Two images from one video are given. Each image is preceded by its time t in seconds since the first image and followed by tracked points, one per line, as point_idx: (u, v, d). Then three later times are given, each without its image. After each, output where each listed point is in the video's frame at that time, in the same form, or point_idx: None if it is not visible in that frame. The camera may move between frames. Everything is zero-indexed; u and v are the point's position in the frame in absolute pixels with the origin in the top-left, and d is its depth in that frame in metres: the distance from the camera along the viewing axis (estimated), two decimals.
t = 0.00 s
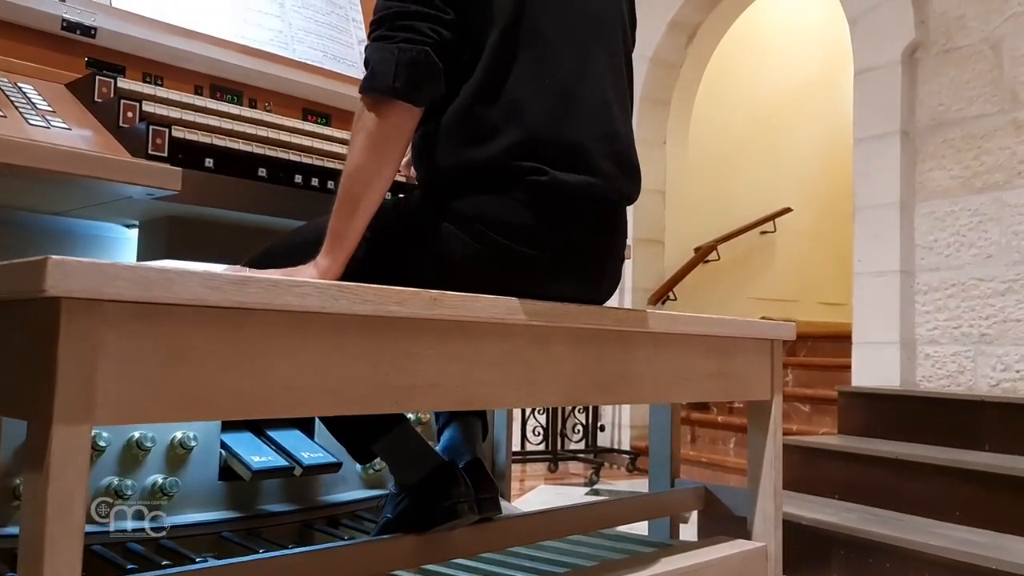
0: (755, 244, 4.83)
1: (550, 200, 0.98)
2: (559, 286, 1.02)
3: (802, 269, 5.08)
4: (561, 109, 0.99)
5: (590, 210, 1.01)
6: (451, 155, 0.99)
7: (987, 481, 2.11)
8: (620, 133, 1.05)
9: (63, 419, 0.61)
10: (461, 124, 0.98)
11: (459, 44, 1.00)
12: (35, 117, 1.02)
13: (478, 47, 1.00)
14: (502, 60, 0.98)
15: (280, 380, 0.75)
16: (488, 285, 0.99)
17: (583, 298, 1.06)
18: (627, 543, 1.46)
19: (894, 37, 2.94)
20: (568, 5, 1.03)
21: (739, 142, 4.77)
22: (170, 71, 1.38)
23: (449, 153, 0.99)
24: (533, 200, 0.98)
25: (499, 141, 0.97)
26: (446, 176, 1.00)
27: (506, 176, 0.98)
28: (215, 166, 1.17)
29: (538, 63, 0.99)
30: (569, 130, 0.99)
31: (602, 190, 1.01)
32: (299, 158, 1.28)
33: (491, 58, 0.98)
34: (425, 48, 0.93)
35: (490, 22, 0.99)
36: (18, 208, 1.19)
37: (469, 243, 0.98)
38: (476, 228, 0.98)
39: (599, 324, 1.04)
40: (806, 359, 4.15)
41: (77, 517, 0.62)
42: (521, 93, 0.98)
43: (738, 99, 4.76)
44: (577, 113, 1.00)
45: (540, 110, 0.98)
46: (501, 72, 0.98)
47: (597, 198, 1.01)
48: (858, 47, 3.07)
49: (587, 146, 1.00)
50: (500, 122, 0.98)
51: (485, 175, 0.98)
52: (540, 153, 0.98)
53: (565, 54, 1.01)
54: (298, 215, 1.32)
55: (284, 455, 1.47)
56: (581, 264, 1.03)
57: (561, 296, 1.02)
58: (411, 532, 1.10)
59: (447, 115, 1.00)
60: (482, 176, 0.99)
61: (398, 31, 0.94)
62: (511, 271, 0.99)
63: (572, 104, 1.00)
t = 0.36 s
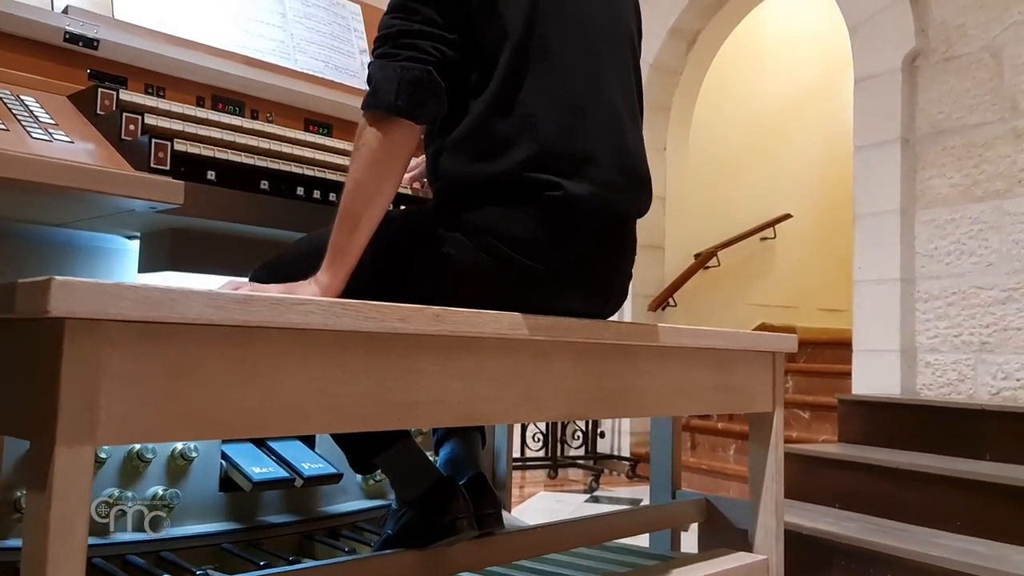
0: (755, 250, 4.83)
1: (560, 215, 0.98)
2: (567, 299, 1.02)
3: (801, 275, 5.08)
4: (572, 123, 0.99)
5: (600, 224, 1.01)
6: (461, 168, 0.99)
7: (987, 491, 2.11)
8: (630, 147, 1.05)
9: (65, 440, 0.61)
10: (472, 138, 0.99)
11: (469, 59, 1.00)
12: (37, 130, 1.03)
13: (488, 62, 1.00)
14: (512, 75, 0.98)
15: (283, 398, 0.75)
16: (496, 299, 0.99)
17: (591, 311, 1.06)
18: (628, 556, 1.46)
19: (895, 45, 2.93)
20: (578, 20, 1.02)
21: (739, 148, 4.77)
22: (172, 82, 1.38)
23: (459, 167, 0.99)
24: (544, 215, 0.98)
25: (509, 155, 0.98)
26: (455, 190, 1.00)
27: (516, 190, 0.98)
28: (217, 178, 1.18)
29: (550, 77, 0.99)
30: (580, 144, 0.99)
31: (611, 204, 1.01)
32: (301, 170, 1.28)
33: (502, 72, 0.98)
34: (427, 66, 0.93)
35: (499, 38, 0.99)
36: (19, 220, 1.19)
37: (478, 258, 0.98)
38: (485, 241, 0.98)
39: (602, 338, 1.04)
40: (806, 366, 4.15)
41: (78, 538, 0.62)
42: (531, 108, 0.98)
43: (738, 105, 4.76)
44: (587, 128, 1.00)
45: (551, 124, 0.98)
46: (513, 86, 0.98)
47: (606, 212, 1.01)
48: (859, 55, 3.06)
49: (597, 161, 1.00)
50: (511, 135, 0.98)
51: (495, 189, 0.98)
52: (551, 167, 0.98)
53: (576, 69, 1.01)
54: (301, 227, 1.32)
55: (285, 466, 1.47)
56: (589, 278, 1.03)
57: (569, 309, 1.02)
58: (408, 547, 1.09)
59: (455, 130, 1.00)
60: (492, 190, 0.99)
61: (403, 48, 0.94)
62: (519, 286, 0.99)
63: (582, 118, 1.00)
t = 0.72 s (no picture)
0: (755, 259, 4.83)
1: (547, 233, 0.97)
2: (556, 319, 1.01)
3: (802, 284, 5.07)
4: (561, 142, 0.99)
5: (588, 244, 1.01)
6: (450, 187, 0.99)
7: (985, 503, 2.11)
8: (619, 167, 1.04)
9: (66, 468, 0.61)
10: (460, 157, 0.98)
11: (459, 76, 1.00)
12: (38, 148, 1.03)
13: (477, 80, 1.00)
14: (501, 91, 0.98)
15: (283, 423, 0.75)
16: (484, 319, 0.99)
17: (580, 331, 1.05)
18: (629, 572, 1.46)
19: (895, 55, 2.93)
20: (572, 37, 1.02)
21: (739, 156, 4.77)
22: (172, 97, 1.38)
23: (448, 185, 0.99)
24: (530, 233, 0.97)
25: (497, 174, 0.97)
26: (445, 206, 0.99)
27: (503, 210, 0.97)
28: (218, 197, 1.18)
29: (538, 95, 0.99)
30: (567, 162, 0.98)
31: (599, 224, 1.01)
32: (301, 188, 1.29)
33: (490, 91, 0.98)
34: (434, 71, 0.93)
35: (491, 53, 0.99)
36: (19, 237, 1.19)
37: (466, 278, 0.97)
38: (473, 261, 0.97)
39: (601, 356, 1.04)
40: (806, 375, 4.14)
41: (77, 567, 0.62)
42: (519, 127, 0.97)
43: (737, 113, 4.76)
44: (577, 145, 1.00)
45: (539, 142, 0.98)
46: (501, 105, 0.98)
47: (593, 232, 1.00)
48: (858, 66, 3.07)
49: (585, 180, 1.00)
50: (499, 154, 0.97)
51: (483, 206, 0.98)
52: (539, 186, 0.97)
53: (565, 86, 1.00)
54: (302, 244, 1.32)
55: (285, 481, 1.48)
56: (579, 296, 1.03)
57: (558, 329, 1.01)
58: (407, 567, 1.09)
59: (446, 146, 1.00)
60: (480, 207, 0.98)
61: (409, 53, 0.94)
62: (507, 306, 0.98)
63: (571, 136, 0.99)
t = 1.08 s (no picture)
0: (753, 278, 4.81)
1: (554, 273, 0.98)
2: (558, 356, 1.02)
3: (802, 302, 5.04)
4: (568, 182, 1.00)
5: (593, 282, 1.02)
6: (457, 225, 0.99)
7: (988, 531, 2.10)
8: (624, 207, 1.05)
9: (70, 516, 0.61)
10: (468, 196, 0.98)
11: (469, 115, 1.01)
12: (42, 184, 1.03)
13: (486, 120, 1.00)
14: (510, 132, 0.99)
15: (286, 464, 0.75)
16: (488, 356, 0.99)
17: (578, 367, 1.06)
18: None
19: (893, 78, 2.92)
20: (581, 79, 1.03)
21: (737, 177, 4.78)
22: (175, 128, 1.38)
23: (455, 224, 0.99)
24: (534, 273, 0.98)
25: (505, 214, 0.98)
26: (451, 245, 1.00)
27: (510, 248, 0.98)
28: (221, 230, 1.18)
29: (546, 135, 1.00)
30: (574, 203, 0.99)
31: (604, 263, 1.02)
32: (304, 220, 1.30)
33: (499, 131, 0.98)
34: (444, 118, 0.93)
35: (499, 94, 0.99)
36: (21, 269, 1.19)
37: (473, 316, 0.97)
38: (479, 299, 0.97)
39: (603, 390, 1.04)
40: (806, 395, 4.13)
41: None
42: (527, 167, 0.98)
43: (735, 134, 4.76)
44: (583, 188, 1.00)
45: (547, 182, 0.98)
46: (510, 145, 0.99)
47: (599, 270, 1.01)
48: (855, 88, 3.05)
49: (591, 219, 1.01)
50: (507, 194, 0.98)
51: (490, 245, 0.98)
52: (546, 225, 0.98)
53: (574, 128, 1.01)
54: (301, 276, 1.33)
55: (286, 512, 1.51)
56: (584, 333, 1.03)
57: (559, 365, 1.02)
58: None
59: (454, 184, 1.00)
60: (484, 247, 0.98)
61: (420, 95, 0.94)
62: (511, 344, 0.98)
63: (578, 176, 1.00)
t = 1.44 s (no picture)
0: (750, 301, 4.67)
1: (550, 308, 0.98)
2: (563, 389, 1.02)
3: (801, 322, 4.91)
4: (561, 217, 0.99)
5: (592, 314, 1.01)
6: (451, 265, 0.99)
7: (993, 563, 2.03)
8: (621, 236, 1.05)
9: (67, 564, 0.61)
10: (460, 236, 0.99)
11: (456, 156, 1.01)
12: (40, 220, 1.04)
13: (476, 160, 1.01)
14: (500, 173, 0.99)
15: (287, 508, 0.75)
16: (490, 394, 0.99)
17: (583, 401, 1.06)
18: None
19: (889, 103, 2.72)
20: (568, 113, 1.03)
21: (731, 199, 4.65)
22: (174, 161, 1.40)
23: (448, 265, 0.99)
24: (531, 310, 0.98)
25: (499, 252, 0.98)
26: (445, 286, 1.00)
27: (506, 286, 0.98)
28: (220, 264, 1.19)
29: (537, 173, 0.99)
30: (567, 237, 0.99)
31: (603, 294, 1.01)
32: (302, 253, 1.30)
33: (488, 172, 0.98)
34: (415, 168, 0.95)
35: (484, 136, 0.99)
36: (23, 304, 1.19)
37: (472, 355, 0.97)
38: (477, 338, 0.97)
39: (602, 424, 1.04)
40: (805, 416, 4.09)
41: None
42: (518, 204, 0.98)
43: (730, 158, 4.65)
44: (575, 223, 1.00)
45: (539, 219, 0.98)
46: (500, 184, 0.99)
47: (597, 302, 1.01)
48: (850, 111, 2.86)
49: (587, 253, 1.00)
50: (499, 232, 0.98)
51: (485, 284, 0.98)
52: (541, 261, 0.98)
53: (565, 164, 1.01)
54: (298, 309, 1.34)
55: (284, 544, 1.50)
56: (588, 366, 1.03)
57: (564, 398, 1.02)
58: None
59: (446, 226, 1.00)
60: (477, 287, 0.98)
61: (394, 146, 0.96)
62: (512, 380, 0.99)
63: (571, 211, 1.00)
